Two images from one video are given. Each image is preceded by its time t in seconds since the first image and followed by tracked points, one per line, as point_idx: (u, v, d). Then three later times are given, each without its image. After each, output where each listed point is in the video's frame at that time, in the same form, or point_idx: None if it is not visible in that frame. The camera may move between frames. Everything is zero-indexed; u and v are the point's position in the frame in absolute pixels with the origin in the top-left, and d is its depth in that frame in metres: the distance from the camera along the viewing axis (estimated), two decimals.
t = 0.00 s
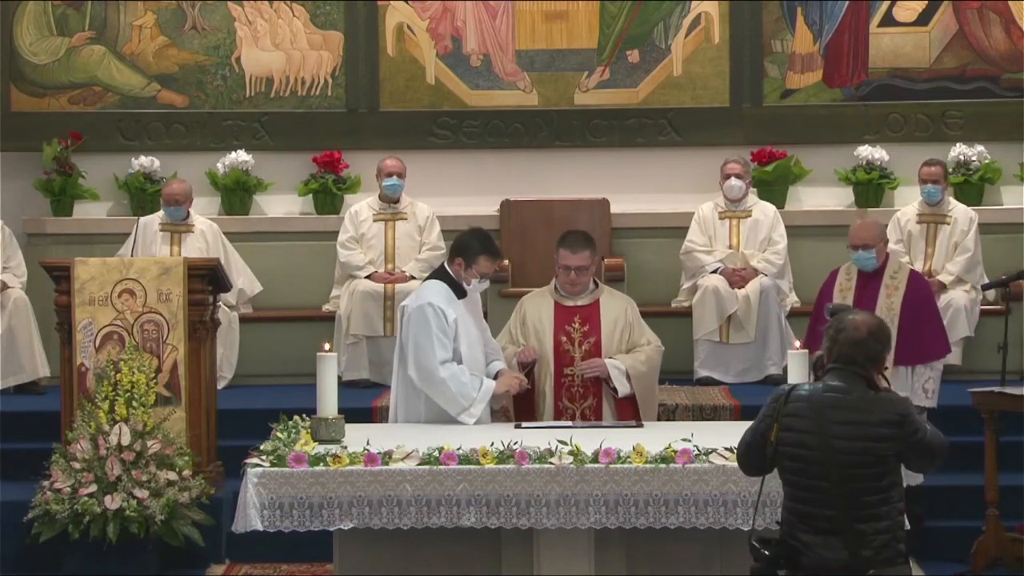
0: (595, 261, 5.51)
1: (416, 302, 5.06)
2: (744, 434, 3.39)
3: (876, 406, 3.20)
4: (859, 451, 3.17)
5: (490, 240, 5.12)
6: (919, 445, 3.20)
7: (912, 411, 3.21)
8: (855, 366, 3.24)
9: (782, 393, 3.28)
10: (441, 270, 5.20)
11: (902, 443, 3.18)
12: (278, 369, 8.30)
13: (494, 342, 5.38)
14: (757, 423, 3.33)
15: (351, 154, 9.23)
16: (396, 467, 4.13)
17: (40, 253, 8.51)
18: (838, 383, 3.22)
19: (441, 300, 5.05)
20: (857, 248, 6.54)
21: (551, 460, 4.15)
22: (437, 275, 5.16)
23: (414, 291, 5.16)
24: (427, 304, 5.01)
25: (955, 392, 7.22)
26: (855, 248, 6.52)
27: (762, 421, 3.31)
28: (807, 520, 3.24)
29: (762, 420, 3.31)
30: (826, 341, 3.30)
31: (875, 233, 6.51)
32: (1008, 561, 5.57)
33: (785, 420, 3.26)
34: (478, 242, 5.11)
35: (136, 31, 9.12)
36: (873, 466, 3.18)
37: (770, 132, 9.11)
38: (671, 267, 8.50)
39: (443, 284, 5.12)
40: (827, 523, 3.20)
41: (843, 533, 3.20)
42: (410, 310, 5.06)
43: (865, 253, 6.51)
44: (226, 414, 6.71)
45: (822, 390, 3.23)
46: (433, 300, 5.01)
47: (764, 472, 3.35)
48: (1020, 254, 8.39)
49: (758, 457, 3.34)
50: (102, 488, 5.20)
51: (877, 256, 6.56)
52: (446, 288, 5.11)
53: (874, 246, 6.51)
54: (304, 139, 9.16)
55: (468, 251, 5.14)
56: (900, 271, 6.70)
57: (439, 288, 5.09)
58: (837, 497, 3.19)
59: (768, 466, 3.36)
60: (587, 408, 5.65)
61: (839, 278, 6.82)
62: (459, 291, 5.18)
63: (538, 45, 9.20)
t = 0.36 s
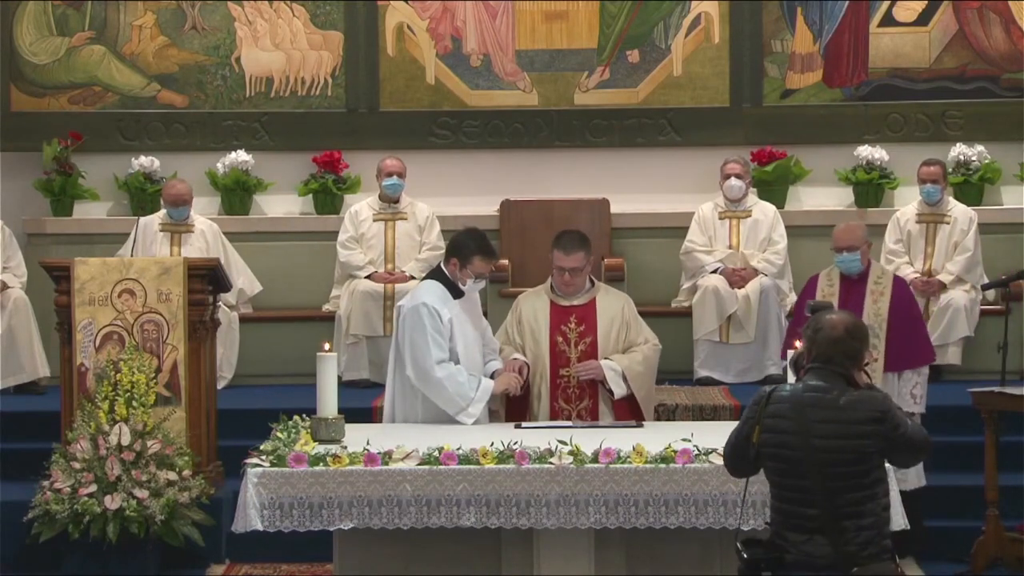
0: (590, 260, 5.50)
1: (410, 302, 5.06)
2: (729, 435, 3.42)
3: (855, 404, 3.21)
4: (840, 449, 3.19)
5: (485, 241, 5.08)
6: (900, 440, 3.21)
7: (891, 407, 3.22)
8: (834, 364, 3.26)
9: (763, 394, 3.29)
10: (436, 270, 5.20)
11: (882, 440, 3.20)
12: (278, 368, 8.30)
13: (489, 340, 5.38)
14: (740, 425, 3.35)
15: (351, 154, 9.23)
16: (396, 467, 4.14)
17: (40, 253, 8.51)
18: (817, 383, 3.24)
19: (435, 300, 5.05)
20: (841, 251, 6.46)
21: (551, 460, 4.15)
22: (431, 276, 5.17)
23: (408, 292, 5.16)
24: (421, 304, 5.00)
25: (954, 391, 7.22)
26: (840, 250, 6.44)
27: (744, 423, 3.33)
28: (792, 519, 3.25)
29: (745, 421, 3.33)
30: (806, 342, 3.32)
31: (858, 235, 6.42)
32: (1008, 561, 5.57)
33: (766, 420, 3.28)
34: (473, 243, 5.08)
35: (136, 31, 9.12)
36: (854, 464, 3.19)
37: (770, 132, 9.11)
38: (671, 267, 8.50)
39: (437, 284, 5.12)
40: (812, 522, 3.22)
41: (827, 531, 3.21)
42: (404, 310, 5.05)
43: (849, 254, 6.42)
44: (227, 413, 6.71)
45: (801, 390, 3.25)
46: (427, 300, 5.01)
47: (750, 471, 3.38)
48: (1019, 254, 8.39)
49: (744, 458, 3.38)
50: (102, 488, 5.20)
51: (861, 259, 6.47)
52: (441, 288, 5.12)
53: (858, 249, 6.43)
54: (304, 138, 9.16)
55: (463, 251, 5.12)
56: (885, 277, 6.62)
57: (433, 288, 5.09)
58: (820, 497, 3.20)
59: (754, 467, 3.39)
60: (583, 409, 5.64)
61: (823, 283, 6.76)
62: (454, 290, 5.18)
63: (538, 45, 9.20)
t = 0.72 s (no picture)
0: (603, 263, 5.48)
1: (410, 302, 5.05)
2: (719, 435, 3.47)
3: (839, 402, 3.25)
4: (825, 447, 3.24)
5: (483, 242, 5.10)
6: (883, 438, 3.24)
7: (875, 404, 3.25)
8: (818, 362, 3.30)
9: (750, 395, 3.35)
10: (434, 270, 5.20)
11: (866, 437, 3.24)
12: (278, 368, 8.29)
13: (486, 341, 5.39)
14: (729, 425, 3.40)
15: (351, 154, 9.23)
16: (397, 467, 4.13)
17: (40, 253, 8.51)
18: (802, 382, 3.29)
19: (435, 300, 5.05)
20: (805, 248, 6.50)
21: (551, 460, 4.15)
22: (429, 276, 5.17)
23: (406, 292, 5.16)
24: (421, 305, 5.00)
25: (954, 391, 7.22)
26: (803, 247, 6.47)
27: (732, 423, 3.38)
28: (779, 518, 3.31)
29: (734, 421, 3.39)
30: (790, 339, 3.37)
31: (821, 233, 6.48)
32: (1008, 561, 5.56)
33: (753, 420, 3.33)
34: (471, 243, 5.10)
35: (136, 31, 9.12)
36: (839, 461, 3.24)
37: (770, 132, 9.11)
38: (671, 267, 8.50)
39: (436, 285, 5.12)
40: (798, 521, 3.27)
41: (814, 529, 3.26)
42: (404, 310, 5.05)
43: (812, 251, 6.46)
44: (227, 414, 6.71)
45: (786, 389, 3.30)
46: (427, 300, 5.01)
47: (740, 469, 3.44)
48: (1019, 254, 8.39)
49: (733, 457, 3.43)
50: (102, 488, 5.20)
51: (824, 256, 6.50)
52: (440, 287, 5.12)
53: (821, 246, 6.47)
54: (304, 138, 9.15)
55: (461, 252, 5.13)
56: (848, 274, 6.61)
57: (432, 288, 5.09)
58: (805, 495, 3.26)
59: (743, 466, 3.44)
60: (587, 411, 5.61)
61: (785, 282, 6.72)
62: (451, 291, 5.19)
63: (538, 45, 9.20)
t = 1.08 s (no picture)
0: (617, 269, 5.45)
1: (411, 304, 5.05)
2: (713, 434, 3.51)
3: (832, 400, 3.30)
4: (819, 446, 3.29)
5: (481, 243, 5.11)
6: (878, 436, 3.29)
7: (869, 402, 3.30)
8: (811, 362, 3.36)
9: (743, 395, 3.39)
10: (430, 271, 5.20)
11: (860, 435, 3.29)
12: (278, 368, 8.29)
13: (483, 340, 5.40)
14: (723, 425, 3.45)
15: (351, 154, 9.22)
16: (396, 467, 4.13)
17: (40, 253, 8.51)
18: (795, 380, 3.34)
19: (436, 301, 5.05)
20: (792, 251, 6.36)
21: (551, 460, 4.15)
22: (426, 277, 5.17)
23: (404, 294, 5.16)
24: (423, 306, 5.00)
25: (954, 391, 7.22)
26: (790, 250, 6.34)
27: (727, 423, 3.43)
28: (775, 518, 3.36)
29: (728, 420, 3.43)
30: (783, 339, 3.42)
31: (809, 234, 6.35)
32: (1008, 561, 5.56)
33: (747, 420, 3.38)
34: (469, 244, 5.11)
35: (136, 31, 9.13)
36: (833, 459, 3.29)
37: (770, 132, 9.11)
38: (671, 267, 8.50)
39: (435, 285, 5.12)
40: (794, 520, 3.32)
41: (809, 528, 3.32)
42: (405, 312, 5.05)
43: (798, 254, 6.33)
44: (227, 413, 6.71)
45: (779, 388, 3.35)
46: (428, 302, 5.01)
47: (735, 467, 3.48)
48: (1019, 254, 8.39)
49: (728, 457, 3.47)
50: (102, 488, 5.20)
51: (812, 259, 6.38)
52: (438, 287, 5.12)
53: (809, 248, 6.35)
54: (304, 137, 9.15)
55: (459, 252, 5.14)
56: (836, 276, 6.50)
57: (431, 288, 5.09)
58: (800, 494, 3.31)
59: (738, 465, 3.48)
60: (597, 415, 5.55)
61: (773, 285, 6.68)
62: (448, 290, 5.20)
63: (538, 44, 9.20)
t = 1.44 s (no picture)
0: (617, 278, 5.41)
1: (410, 305, 5.07)
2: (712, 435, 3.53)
3: (830, 400, 3.32)
4: (817, 446, 3.30)
5: (481, 244, 5.11)
6: (875, 436, 3.30)
7: (866, 402, 3.32)
8: (809, 361, 3.37)
9: (741, 395, 3.40)
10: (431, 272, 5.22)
11: (858, 435, 3.30)
12: (278, 368, 8.29)
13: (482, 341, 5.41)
14: (721, 425, 3.47)
15: (351, 154, 9.22)
16: (396, 467, 4.14)
17: (40, 253, 8.51)
18: (793, 380, 3.36)
19: (435, 302, 5.07)
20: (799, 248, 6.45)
21: (551, 460, 4.16)
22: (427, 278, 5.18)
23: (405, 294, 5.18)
24: (422, 308, 5.02)
25: (954, 391, 7.22)
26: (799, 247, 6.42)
27: (725, 424, 3.45)
28: (774, 518, 3.36)
29: (726, 420, 3.44)
30: (781, 339, 3.45)
31: (821, 234, 6.42)
32: (1008, 561, 5.56)
33: (746, 420, 3.39)
34: (469, 243, 5.10)
35: (136, 31, 9.13)
36: (830, 459, 3.30)
37: (769, 132, 9.11)
38: (671, 266, 8.50)
39: (435, 287, 5.14)
40: (792, 519, 3.33)
41: (807, 528, 3.32)
42: (404, 312, 5.07)
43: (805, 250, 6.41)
44: (228, 413, 6.71)
45: (777, 388, 3.36)
46: (427, 303, 5.03)
47: (734, 468, 3.50)
48: (1019, 254, 8.39)
49: (727, 457, 3.49)
50: (102, 488, 5.19)
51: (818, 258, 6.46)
52: (438, 289, 5.13)
53: (817, 247, 6.42)
54: (304, 137, 9.15)
55: (458, 252, 5.12)
56: (844, 279, 6.49)
57: (432, 290, 5.11)
58: (798, 495, 3.32)
59: (735, 464, 3.50)
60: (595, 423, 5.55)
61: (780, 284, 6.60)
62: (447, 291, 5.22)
63: (538, 44, 9.20)
